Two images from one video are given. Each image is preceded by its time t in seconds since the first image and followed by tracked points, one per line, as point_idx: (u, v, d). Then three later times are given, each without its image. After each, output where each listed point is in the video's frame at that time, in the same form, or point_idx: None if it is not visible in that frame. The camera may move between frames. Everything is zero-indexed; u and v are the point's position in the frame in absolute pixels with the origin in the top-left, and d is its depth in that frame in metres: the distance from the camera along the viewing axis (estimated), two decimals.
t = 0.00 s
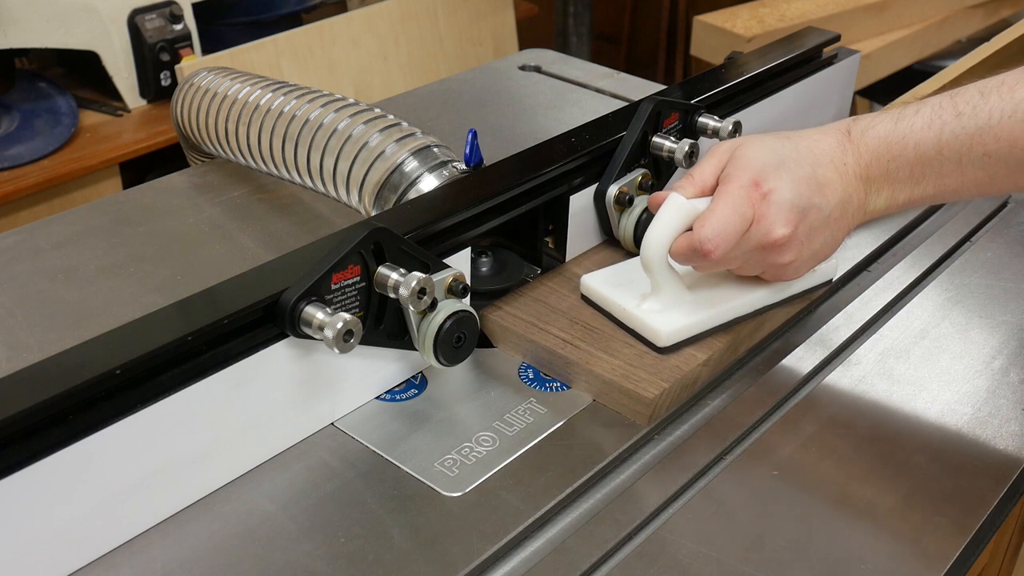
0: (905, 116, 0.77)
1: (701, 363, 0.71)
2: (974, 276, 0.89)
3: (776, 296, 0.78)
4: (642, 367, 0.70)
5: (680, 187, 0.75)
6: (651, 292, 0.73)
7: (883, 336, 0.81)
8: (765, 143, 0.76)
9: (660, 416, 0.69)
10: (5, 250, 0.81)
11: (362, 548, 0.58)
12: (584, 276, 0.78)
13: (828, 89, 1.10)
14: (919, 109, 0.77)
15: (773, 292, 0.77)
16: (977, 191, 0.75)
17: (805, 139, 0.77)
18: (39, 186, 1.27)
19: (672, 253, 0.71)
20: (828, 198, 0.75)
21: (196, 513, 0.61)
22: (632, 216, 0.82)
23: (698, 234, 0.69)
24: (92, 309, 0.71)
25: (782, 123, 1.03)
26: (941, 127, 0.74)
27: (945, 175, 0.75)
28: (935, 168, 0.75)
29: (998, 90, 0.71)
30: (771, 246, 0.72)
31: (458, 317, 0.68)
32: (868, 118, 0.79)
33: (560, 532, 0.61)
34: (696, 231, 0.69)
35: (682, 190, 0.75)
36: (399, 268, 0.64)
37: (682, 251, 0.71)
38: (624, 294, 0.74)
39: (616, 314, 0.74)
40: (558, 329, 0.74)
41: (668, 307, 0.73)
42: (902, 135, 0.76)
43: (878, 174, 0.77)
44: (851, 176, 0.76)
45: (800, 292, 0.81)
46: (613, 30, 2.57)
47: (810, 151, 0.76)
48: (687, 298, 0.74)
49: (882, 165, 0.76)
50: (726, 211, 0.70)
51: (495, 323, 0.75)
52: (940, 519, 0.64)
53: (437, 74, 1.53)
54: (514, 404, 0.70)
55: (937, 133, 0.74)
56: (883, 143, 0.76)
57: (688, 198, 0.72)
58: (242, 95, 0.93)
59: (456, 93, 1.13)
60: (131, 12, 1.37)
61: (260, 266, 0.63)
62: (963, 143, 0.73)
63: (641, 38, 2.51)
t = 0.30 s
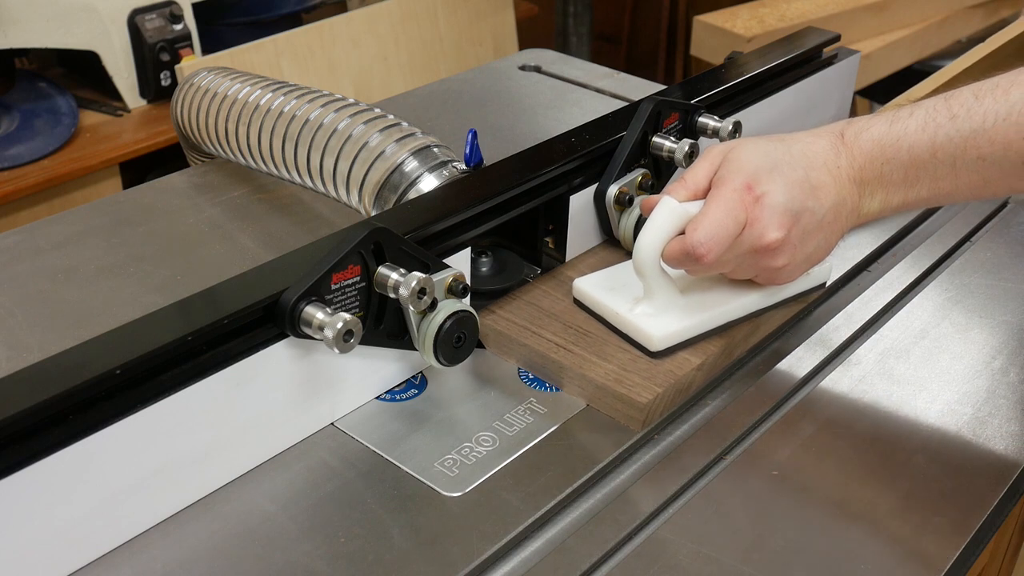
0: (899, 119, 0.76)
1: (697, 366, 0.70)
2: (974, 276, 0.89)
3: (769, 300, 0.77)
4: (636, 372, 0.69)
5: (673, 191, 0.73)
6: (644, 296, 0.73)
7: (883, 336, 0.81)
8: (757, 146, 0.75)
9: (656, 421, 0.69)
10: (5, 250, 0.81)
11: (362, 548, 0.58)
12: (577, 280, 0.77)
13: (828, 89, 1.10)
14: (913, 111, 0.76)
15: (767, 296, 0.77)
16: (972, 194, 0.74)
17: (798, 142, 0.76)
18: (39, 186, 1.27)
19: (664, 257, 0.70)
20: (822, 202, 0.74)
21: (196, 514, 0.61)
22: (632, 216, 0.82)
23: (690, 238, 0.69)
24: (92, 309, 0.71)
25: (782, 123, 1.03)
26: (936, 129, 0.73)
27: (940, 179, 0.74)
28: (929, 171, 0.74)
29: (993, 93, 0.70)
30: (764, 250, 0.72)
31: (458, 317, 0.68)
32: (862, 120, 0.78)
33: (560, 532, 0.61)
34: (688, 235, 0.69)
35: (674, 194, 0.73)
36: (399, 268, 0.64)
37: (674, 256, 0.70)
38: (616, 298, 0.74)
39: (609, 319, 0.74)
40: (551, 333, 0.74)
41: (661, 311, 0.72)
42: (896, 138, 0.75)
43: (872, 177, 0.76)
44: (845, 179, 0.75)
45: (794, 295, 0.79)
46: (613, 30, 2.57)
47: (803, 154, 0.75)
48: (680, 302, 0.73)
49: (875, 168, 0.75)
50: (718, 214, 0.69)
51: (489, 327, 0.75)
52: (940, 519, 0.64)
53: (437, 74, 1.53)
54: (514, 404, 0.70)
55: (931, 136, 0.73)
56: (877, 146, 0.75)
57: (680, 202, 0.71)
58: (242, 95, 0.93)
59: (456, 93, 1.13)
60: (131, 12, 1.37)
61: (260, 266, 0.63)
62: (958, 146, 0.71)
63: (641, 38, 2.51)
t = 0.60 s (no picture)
0: (892, 121, 0.75)
1: (690, 371, 0.70)
2: (974, 276, 0.89)
3: (762, 305, 0.76)
4: (629, 377, 0.69)
5: (664, 195, 0.73)
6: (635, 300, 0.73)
7: (883, 336, 0.81)
8: (749, 149, 0.74)
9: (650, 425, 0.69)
10: (5, 250, 0.81)
11: (362, 548, 0.58)
12: (568, 284, 0.77)
13: (828, 89, 1.10)
14: (907, 113, 0.74)
15: (759, 301, 0.76)
16: (965, 198, 0.72)
17: (791, 145, 0.75)
18: (39, 186, 1.27)
19: (655, 261, 0.70)
20: (815, 206, 0.73)
21: (196, 513, 0.61)
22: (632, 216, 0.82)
23: (681, 242, 0.68)
24: (92, 309, 0.71)
25: (782, 123, 1.03)
26: (929, 132, 0.71)
27: (933, 181, 0.72)
28: (923, 173, 0.72)
29: (985, 95, 0.69)
30: (756, 254, 0.71)
31: (458, 317, 0.68)
32: (856, 122, 0.77)
33: (560, 532, 0.61)
34: (680, 239, 0.68)
35: (665, 198, 0.72)
36: (399, 268, 0.64)
37: (666, 259, 0.69)
38: (608, 302, 0.74)
39: (601, 323, 0.73)
40: (544, 337, 0.73)
41: (653, 315, 0.72)
42: (890, 140, 0.73)
43: (865, 180, 0.74)
44: (838, 182, 0.74)
45: (787, 298, 0.79)
46: (613, 30, 2.57)
47: (796, 157, 0.74)
48: (672, 306, 0.73)
49: (868, 172, 0.74)
50: (709, 219, 0.68)
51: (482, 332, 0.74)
52: (940, 519, 0.64)
53: (437, 74, 1.52)
54: (515, 404, 0.71)
55: (924, 139, 0.71)
56: (870, 148, 0.74)
57: (672, 206, 0.70)
58: (242, 95, 0.93)
59: (456, 93, 1.13)
60: (131, 12, 1.37)
61: (260, 266, 0.63)
62: (951, 148, 0.70)
63: (641, 38, 2.51)
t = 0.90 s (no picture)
0: (882, 124, 0.73)
1: (681, 378, 0.69)
2: (974, 276, 0.89)
3: (752, 311, 0.76)
4: (618, 385, 0.68)
5: (651, 200, 0.72)
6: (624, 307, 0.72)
7: (883, 336, 0.81)
8: (737, 153, 0.73)
9: (640, 432, 0.68)
10: (5, 250, 0.81)
11: (362, 548, 0.58)
12: (558, 289, 0.76)
13: (828, 89, 1.10)
14: (896, 116, 0.73)
15: (749, 306, 0.75)
16: (956, 202, 0.71)
17: (779, 149, 0.74)
18: (39, 186, 1.27)
19: (643, 267, 0.69)
20: (804, 210, 0.72)
21: (196, 513, 0.61)
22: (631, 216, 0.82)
23: (668, 247, 0.67)
24: (92, 309, 0.71)
25: (782, 123, 1.03)
26: (919, 135, 0.70)
27: (923, 185, 0.71)
28: (913, 176, 0.71)
29: (976, 97, 0.68)
30: (745, 259, 0.71)
31: (458, 317, 0.68)
32: (846, 126, 0.76)
33: (560, 532, 0.61)
34: (666, 245, 0.68)
35: (653, 204, 0.71)
36: (399, 268, 0.64)
37: (653, 266, 0.69)
38: (596, 308, 0.73)
39: (589, 330, 0.73)
40: (534, 344, 0.73)
41: (641, 322, 0.71)
42: (879, 144, 0.72)
43: (855, 184, 0.73)
44: (827, 186, 0.73)
45: (778, 304, 0.78)
46: (613, 30, 2.57)
47: (784, 161, 0.73)
48: (661, 313, 0.72)
49: (858, 175, 0.73)
50: (697, 224, 0.68)
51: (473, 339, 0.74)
52: (940, 519, 0.64)
53: (437, 74, 1.52)
54: (515, 404, 0.71)
55: (915, 142, 0.70)
56: (859, 152, 0.73)
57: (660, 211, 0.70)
58: (242, 95, 0.93)
59: (456, 93, 1.13)
60: (131, 12, 1.37)
61: (260, 266, 0.63)
62: (941, 151, 0.69)
63: (640, 38, 2.51)
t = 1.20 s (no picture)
0: (873, 127, 0.71)
1: (671, 386, 0.69)
2: (974, 276, 0.89)
3: (741, 317, 0.75)
4: (607, 392, 0.68)
5: (640, 207, 0.71)
6: (612, 313, 0.72)
7: (883, 336, 0.81)
8: (725, 156, 0.71)
9: (629, 440, 0.67)
10: (5, 250, 0.81)
11: (362, 548, 0.58)
12: (546, 296, 0.76)
13: (828, 89, 1.10)
14: (887, 119, 0.70)
15: (739, 312, 0.75)
16: (947, 206, 0.69)
17: (769, 152, 0.72)
18: (39, 186, 1.27)
19: (631, 274, 0.69)
20: (793, 215, 0.70)
21: (196, 513, 0.61)
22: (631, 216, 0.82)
23: (655, 253, 0.66)
24: (92, 309, 0.71)
25: (782, 123, 1.03)
26: (910, 138, 0.68)
27: (914, 189, 0.69)
28: (904, 180, 0.69)
29: (968, 99, 0.65)
30: (733, 264, 0.69)
31: (458, 317, 0.68)
32: (837, 128, 0.73)
33: (560, 532, 0.61)
34: (654, 250, 0.66)
35: (641, 209, 0.70)
36: (399, 268, 0.64)
37: (641, 272, 0.68)
38: (584, 314, 0.73)
39: (577, 336, 0.72)
40: (523, 351, 0.72)
41: (630, 328, 0.71)
42: (869, 147, 0.70)
43: (845, 188, 0.71)
44: (817, 191, 0.71)
45: (768, 310, 0.78)
46: (613, 30, 2.57)
47: (773, 165, 0.71)
48: (649, 318, 0.72)
49: (849, 178, 0.71)
50: (684, 229, 0.66)
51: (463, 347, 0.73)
52: (940, 519, 0.64)
53: (437, 74, 1.53)
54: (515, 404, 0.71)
55: (905, 144, 0.68)
56: (849, 156, 0.70)
57: (649, 216, 0.69)
58: (242, 95, 0.93)
59: (456, 93, 1.13)
60: (131, 12, 1.37)
61: (260, 266, 0.63)
62: (932, 154, 0.67)
63: (641, 38, 2.51)
